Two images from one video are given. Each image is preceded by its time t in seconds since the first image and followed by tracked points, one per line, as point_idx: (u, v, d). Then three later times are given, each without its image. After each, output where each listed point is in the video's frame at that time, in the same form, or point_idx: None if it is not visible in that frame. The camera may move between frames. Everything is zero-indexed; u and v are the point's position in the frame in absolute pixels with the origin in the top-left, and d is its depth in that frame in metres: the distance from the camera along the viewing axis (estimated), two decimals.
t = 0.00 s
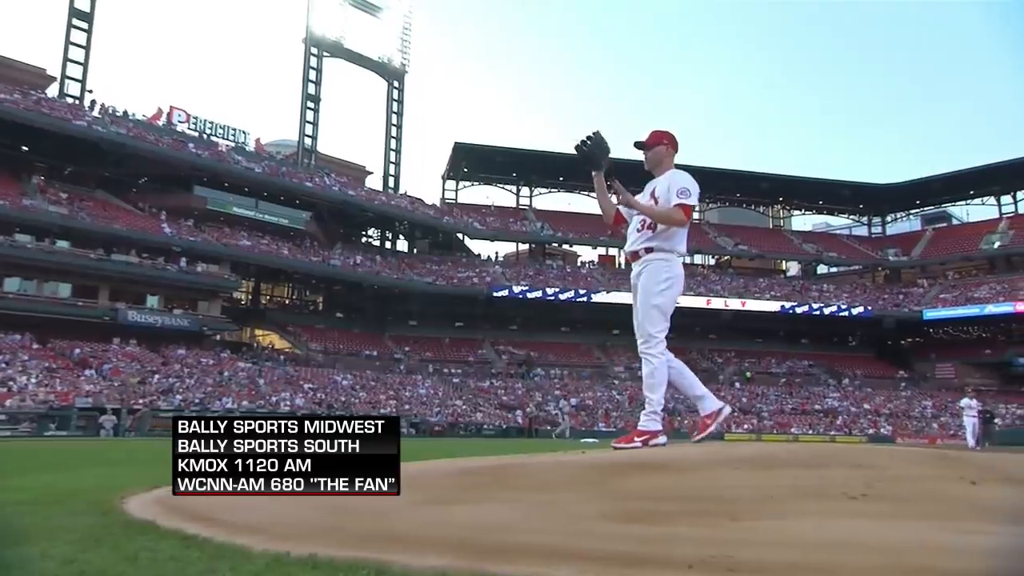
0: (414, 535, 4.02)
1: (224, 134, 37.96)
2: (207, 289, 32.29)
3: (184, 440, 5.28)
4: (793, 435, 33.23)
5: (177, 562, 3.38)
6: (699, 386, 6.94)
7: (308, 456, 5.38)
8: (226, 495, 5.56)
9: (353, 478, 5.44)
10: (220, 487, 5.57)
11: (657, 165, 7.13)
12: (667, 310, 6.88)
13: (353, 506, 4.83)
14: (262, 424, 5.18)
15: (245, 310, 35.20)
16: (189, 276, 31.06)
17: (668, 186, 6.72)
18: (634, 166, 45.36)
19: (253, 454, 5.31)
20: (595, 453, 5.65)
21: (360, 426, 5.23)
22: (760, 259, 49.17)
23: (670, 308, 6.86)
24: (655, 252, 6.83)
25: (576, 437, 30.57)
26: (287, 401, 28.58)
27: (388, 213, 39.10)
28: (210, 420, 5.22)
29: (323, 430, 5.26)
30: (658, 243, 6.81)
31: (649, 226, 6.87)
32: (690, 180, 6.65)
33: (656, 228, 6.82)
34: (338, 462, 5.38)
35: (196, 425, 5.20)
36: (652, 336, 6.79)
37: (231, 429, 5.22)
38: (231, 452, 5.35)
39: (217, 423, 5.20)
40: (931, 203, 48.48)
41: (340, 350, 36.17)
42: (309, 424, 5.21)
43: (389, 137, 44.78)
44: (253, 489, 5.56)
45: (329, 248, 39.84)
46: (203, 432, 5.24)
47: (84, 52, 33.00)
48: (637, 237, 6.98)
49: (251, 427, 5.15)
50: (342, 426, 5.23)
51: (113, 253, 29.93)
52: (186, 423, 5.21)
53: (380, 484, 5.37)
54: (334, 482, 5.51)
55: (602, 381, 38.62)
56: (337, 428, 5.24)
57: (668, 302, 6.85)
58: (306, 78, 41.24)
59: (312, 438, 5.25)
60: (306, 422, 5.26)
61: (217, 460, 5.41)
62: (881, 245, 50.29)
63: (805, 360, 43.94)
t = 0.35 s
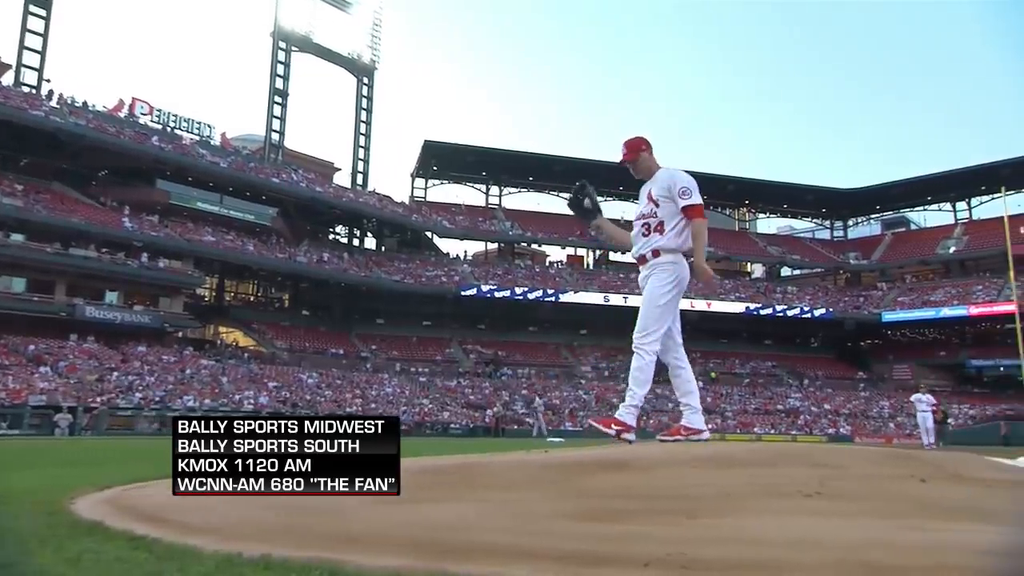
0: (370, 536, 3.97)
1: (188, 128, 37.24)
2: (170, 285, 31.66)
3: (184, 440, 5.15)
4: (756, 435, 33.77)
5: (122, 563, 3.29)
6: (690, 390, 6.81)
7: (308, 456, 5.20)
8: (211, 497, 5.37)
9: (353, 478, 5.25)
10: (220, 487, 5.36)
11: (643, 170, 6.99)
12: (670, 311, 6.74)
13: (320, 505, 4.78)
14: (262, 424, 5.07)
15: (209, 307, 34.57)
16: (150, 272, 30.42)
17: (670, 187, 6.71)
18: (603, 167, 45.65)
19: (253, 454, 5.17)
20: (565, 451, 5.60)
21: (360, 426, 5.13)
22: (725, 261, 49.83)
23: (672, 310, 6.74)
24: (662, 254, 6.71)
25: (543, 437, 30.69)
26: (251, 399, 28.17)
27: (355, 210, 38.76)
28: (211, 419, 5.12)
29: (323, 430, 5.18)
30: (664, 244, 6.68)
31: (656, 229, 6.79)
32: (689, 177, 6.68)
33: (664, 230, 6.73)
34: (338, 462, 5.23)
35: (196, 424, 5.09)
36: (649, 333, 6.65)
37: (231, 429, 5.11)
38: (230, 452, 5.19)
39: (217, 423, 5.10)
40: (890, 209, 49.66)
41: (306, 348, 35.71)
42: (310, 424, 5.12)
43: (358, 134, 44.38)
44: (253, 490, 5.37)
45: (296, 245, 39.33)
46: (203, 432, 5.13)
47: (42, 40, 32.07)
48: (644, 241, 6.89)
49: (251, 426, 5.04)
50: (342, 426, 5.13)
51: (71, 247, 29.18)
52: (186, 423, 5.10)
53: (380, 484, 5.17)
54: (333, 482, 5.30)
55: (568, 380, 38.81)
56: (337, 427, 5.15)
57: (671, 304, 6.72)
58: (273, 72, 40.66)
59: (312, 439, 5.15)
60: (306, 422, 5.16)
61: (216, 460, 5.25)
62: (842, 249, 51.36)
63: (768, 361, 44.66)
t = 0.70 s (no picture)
0: (324, 536, 3.90)
1: (152, 119, 36.45)
2: (131, 279, 30.99)
3: (184, 440, 4.97)
4: (721, 434, 34.25)
5: (64, 564, 3.20)
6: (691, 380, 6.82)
7: (308, 456, 4.96)
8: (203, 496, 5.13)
9: (353, 478, 5.00)
10: (220, 488, 5.12)
11: (623, 172, 6.85)
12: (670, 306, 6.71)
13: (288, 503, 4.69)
14: (262, 423, 4.86)
15: (172, 303, 33.87)
16: (111, 266, 29.73)
17: (660, 186, 6.60)
18: (573, 167, 45.83)
19: (252, 454, 4.94)
20: (534, 450, 5.55)
21: (360, 425, 4.92)
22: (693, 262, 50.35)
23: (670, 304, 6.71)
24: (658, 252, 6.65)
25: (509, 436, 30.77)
26: (215, 397, 27.70)
27: (323, 205, 38.28)
28: (210, 419, 4.94)
29: (323, 430, 4.95)
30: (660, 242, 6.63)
31: (650, 227, 6.70)
32: (678, 176, 6.60)
33: (659, 228, 6.66)
34: (339, 462, 4.99)
35: (195, 424, 4.91)
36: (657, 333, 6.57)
37: (231, 428, 4.91)
38: (231, 452, 4.99)
39: (217, 422, 4.91)
40: (852, 213, 50.72)
41: (271, 345, 35.19)
42: (310, 423, 4.89)
43: (327, 129, 43.91)
44: (253, 491, 5.09)
45: (263, 240, 38.75)
46: (203, 431, 4.94)
47: None
48: (637, 240, 6.80)
49: (251, 426, 4.84)
50: (342, 425, 4.91)
51: (28, 239, 28.36)
52: (186, 422, 4.92)
53: (380, 484, 4.92)
54: (333, 482, 5.05)
55: (536, 380, 38.89)
56: (337, 427, 4.93)
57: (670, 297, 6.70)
58: (241, 65, 40.01)
59: (312, 438, 4.91)
60: (306, 421, 4.93)
61: (216, 460, 5.04)
62: (806, 252, 52.31)
63: (734, 361, 45.26)
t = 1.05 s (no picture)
0: (289, 534, 3.84)
1: (122, 111, 35.76)
2: (99, 274, 30.39)
3: (183, 440, 4.89)
4: (692, 434, 34.56)
5: (16, 564, 3.10)
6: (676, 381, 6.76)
7: (309, 456, 4.84)
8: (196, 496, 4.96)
9: (353, 478, 4.87)
10: (220, 488, 4.95)
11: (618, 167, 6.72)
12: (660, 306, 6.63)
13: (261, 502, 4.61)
14: (263, 423, 4.78)
15: (141, 298, 33.24)
16: (79, 260, 29.12)
17: (654, 181, 6.53)
18: (549, 167, 45.92)
19: (252, 454, 4.83)
20: (502, 448, 5.53)
21: (360, 425, 4.83)
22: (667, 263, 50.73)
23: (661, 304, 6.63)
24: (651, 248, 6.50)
25: (482, 434, 30.78)
26: (184, 394, 27.28)
27: (297, 201, 37.88)
28: (211, 419, 4.87)
29: (323, 430, 4.86)
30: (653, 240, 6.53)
31: (643, 223, 6.59)
32: (672, 173, 6.54)
33: (652, 225, 6.57)
34: (339, 462, 4.89)
35: (196, 424, 4.84)
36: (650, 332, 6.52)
37: (231, 428, 4.82)
38: (231, 452, 4.89)
39: (217, 422, 4.84)
40: (824, 217, 51.50)
41: (243, 342, 34.70)
42: (310, 423, 4.80)
43: (303, 125, 43.47)
44: (253, 492, 4.96)
45: (236, 236, 38.22)
46: (203, 432, 4.87)
47: None
48: (630, 236, 6.67)
49: (251, 426, 4.75)
50: (342, 425, 4.83)
51: None
52: (186, 422, 4.86)
53: (380, 484, 4.77)
54: (334, 482, 4.91)
55: (511, 378, 38.91)
56: (337, 427, 4.85)
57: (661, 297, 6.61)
58: (215, 57, 39.42)
59: (312, 438, 4.81)
60: (306, 422, 4.83)
61: (216, 460, 4.92)
62: (778, 254, 52.99)
63: (706, 361, 45.67)
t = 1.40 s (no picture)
0: (266, 534, 3.80)
1: (102, 106, 35.30)
2: (77, 271, 29.96)
3: (183, 440, 4.86)
4: (675, 433, 34.74)
5: None
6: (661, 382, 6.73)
7: (309, 456, 4.82)
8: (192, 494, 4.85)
9: (354, 477, 4.81)
10: (219, 489, 4.87)
11: (616, 162, 6.71)
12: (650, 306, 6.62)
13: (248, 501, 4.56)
14: (263, 423, 4.81)
15: (119, 296, 32.75)
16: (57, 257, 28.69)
17: (652, 179, 6.49)
18: (534, 167, 45.94)
19: (252, 454, 4.81)
20: (478, 448, 5.50)
21: (360, 425, 4.86)
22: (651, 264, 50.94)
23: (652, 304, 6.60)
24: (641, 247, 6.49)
25: (465, 434, 30.76)
26: (163, 393, 26.97)
27: (280, 199, 37.59)
28: (211, 419, 4.88)
29: (323, 430, 4.88)
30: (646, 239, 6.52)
31: (638, 222, 6.57)
32: (671, 173, 6.49)
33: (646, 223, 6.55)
34: (339, 462, 4.85)
35: (196, 423, 4.84)
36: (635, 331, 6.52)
37: (231, 428, 4.84)
38: (231, 452, 4.86)
39: (217, 421, 4.85)
40: (805, 219, 51.96)
41: (224, 341, 34.34)
42: (310, 422, 4.83)
43: (286, 122, 43.14)
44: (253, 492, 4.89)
45: (218, 233, 37.82)
46: (203, 432, 4.86)
47: None
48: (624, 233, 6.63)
49: (252, 426, 4.78)
50: (342, 425, 4.86)
51: None
52: (186, 422, 4.85)
53: (380, 484, 4.70)
54: (334, 482, 4.84)
55: (494, 378, 38.89)
56: (337, 427, 4.88)
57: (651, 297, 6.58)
58: (197, 53, 39.02)
59: (312, 438, 4.83)
60: (306, 421, 4.86)
61: (216, 460, 4.87)
62: (761, 256, 53.39)
63: (689, 362, 45.87)
